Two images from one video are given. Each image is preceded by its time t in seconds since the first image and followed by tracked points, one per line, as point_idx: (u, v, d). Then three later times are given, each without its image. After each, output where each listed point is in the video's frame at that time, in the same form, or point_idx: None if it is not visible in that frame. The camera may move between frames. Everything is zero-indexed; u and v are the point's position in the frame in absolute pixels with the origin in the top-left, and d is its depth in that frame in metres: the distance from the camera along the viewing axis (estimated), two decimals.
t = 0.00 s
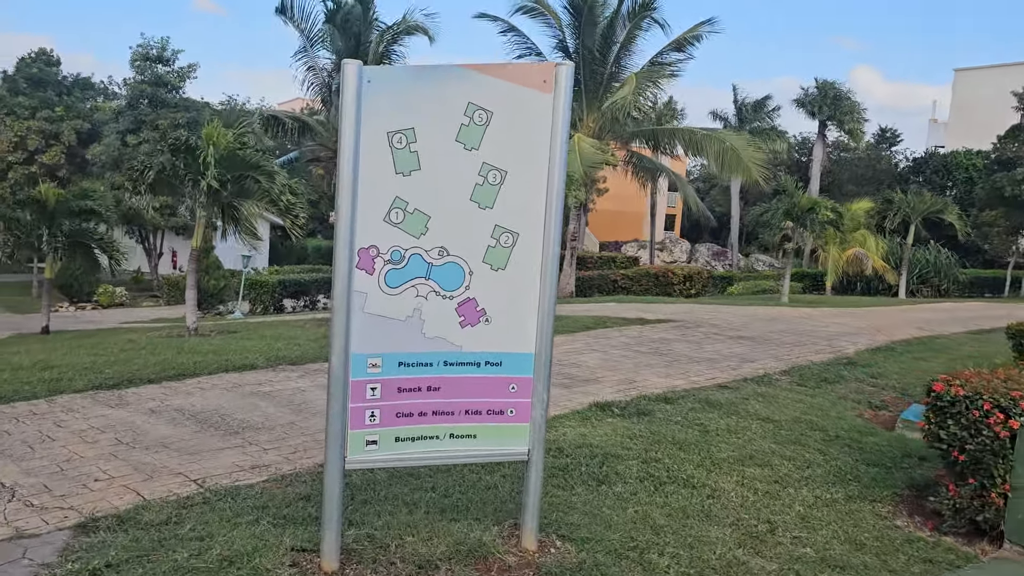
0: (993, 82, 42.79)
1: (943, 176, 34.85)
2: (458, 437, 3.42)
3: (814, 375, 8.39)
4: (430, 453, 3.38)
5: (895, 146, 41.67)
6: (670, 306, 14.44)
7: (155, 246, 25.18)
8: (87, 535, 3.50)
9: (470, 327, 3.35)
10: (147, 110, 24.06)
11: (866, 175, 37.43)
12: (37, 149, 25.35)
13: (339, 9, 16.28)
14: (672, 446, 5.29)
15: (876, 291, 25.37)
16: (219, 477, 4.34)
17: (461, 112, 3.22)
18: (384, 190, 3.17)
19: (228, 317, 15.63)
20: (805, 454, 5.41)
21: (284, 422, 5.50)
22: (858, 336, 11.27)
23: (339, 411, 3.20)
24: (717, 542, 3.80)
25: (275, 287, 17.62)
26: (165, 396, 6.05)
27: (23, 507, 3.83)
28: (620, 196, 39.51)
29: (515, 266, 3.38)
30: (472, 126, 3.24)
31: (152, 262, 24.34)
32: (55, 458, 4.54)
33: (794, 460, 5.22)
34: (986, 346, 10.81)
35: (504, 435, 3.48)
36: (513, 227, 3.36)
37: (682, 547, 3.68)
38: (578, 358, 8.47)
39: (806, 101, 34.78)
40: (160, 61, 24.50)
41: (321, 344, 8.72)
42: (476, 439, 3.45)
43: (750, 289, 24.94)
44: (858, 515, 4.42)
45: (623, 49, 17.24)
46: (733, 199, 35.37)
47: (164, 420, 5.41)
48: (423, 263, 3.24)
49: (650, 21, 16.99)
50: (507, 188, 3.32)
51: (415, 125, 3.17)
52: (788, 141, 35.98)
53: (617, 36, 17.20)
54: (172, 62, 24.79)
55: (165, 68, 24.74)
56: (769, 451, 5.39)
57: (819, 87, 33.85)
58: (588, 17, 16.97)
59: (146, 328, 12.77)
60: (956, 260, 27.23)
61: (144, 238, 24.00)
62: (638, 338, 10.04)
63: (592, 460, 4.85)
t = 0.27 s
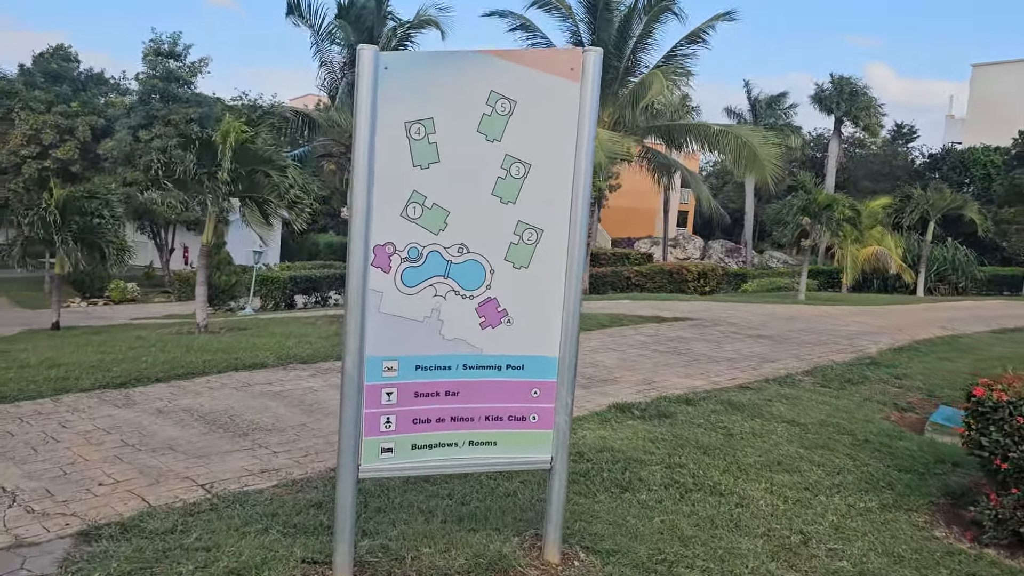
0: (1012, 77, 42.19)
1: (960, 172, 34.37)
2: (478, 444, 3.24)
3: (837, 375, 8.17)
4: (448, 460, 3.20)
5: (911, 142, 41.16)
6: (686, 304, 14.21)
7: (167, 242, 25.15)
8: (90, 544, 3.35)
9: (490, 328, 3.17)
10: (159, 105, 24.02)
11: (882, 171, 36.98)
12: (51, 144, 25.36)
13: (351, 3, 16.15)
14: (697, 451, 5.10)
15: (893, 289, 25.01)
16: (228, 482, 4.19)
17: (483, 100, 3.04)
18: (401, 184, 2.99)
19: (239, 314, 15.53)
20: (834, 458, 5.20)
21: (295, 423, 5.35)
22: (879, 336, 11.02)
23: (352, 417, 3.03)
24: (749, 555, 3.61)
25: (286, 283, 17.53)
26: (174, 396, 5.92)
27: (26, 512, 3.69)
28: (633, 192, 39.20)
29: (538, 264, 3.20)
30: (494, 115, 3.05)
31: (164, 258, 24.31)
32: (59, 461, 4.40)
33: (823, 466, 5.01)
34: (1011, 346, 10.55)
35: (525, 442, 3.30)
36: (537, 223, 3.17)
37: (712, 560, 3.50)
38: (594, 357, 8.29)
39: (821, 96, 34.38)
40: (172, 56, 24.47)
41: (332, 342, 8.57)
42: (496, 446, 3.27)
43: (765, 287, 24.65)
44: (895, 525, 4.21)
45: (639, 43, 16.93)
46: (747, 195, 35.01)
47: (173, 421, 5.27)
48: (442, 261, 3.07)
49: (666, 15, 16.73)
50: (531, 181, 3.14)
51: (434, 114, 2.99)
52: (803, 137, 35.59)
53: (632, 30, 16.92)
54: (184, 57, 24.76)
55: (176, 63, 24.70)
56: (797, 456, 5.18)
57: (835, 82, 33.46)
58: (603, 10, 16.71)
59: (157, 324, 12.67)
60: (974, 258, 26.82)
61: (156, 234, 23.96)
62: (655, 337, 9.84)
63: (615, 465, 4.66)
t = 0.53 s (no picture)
0: None
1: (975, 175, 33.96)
2: (494, 455, 3.06)
3: (858, 381, 7.94)
4: (461, 473, 3.02)
5: (926, 144, 40.71)
6: (700, 308, 13.97)
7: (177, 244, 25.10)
8: (85, 558, 3.19)
9: (506, 332, 2.98)
10: (169, 107, 24.01)
11: (896, 174, 36.58)
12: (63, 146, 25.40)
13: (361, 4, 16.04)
14: (719, 460, 4.90)
15: (909, 293, 24.65)
16: (230, 491, 4.03)
17: (500, 90, 2.86)
18: (411, 179, 2.82)
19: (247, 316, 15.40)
20: (862, 468, 4.98)
21: (301, 430, 5.18)
22: (900, 341, 10.76)
23: (360, 426, 2.85)
24: (779, 573, 3.41)
25: (295, 286, 17.43)
26: (178, 401, 5.76)
27: (19, 523, 3.53)
28: (644, 194, 38.96)
29: (558, 264, 3.01)
30: (511, 105, 2.87)
31: (174, 260, 24.25)
32: (56, 469, 4.25)
33: (852, 477, 4.78)
34: None
35: (543, 453, 3.11)
36: (556, 220, 2.99)
37: None
38: (608, 362, 8.08)
39: (835, 98, 34.06)
40: (182, 58, 24.50)
41: (341, 345, 8.41)
42: (512, 458, 3.08)
43: (779, 291, 24.34)
44: (932, 539, 3.99)
45: (654, 43, 16.65)
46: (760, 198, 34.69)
47: (176, 426, 5.11)
48: (455, 261, 2.89)
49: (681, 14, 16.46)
50: (550, 175, 2.96)
51: (447, 104, 2.81)
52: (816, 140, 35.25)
53: (645, 30, 16.71)
54: (193, 59, 24.77)
55: (186, 65, 24.72)
56: (823, 465, 4.96)
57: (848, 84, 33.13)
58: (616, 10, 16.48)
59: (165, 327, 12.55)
60: (992, 262, 26.42)
61: (166, 237, 23.91)
62: (670, 341, 9.62)
63: (634, 475, 4.46)
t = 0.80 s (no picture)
0: None
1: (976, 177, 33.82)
2: (499, 469, 2.90)
3: (868, 386, 7.78)
4: (464, 487, 2.86)
5: (927, 146, 40.58)
6: (703, 311, 13.81)
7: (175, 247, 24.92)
8: None
9: (513, 339, 2.83)
10: (166, 109, 23.90)
11: (897, 176, 36.45)
12: (60, 149, 25.26)
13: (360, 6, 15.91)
14: (731, 470, 4.74)
15: (912, 295, 24.49)
16: (224, 505, 3.86)
17: (506, 83, 2.71)
18: (413, 178, 2.66)
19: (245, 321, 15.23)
20: (877, 478, 4.82)
21: (297, 439, 5.01)
22: (907, 345, 10.60)
23: (359, 440, 2.69)
24: None
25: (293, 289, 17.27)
26: (172, 409, 5.59)
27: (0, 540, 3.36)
28: (644, 197, 38.82)
29: (567, 267, 2.86)
30: (518, 99, 2.72)
31: (172, 264, 24.08)
32: (44, 480, 4.09)
33: (867, 487, 4.63)
34: None
35: (550, 466, 2.96)
36: (565, 221, 2.84)
37: None
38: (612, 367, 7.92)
39: (835, 100, 33.94)
40: (179, 60, 24.47)
41: (339, 350, 8.24)
42: (519, 472, 2.92)
43: (780, 294, 24.18)
44: (955, 553, 3.82)
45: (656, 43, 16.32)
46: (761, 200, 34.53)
47: (169, 436, 4.94)
48: (458, 264, 2.73)
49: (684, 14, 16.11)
50: (559, 173, 2.81)
51: (450, 99, 2.66)
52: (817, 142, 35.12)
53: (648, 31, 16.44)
54: (191, 61, 24.75)
55: (183, 67, 24.71)
56: (837, 476, 4.80)
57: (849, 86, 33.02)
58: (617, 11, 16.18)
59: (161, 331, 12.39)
60: (994, 264, 26.26)
61: (164, 240, 23.73)
62: (675, 345, 9.46)
63: (644, 486, 4.30)
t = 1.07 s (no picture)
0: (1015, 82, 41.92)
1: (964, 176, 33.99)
2: (496, 478, 2.77)
3: (863, 387, 7.70)
4: (459, 498, 2.73)
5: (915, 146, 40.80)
6: (694, 311, 13.72)
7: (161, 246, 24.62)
8: None
9: (510, 343, 2.70)
10: (152, 107, 23.60)
11: (885, 175, 36.60)
12: (44, 146, 24.89)
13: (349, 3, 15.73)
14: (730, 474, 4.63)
15: (901, 294, 24.55)
16: (207, 513, 3.71)
17: (503, 74, 2.57)
18: (404, 173, 2.52)
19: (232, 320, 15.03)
20: (878, 482, 4.72)
21: (283, 444, 4.86)
22: (900, 344, 10.54)
23: (348, 449, 2.55)
24: None
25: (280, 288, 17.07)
26: (155, 413, 5.43)
27: None
28: (634, 195, 38.80)
29: (566, 267, 2.72)
30: (515, 90, 2.58)
31: (158, 262, 23.79)
32: (18, 489, 3.92)
33: (869, 492, 4.53)
34: None
35: (548, 475, 2.83)
36: (564, 219, 2.71)
37: None
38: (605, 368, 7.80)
39: (824, 100, 34.03)
40: (164, 57, 24.11)
41: (328, 351, 8.09)
42: (516, 481, 2.80)
43: (770, 293, 24.18)
44: (962, 560, 3.72)
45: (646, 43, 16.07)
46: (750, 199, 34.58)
47: (150, 441, 4.78)
48: (453, 263, 2.60)
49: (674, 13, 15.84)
50: (559, 169, 2.67)
51: (444, 90, 2.52)
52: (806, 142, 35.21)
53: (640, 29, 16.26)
54: (176, 58, 24.35)
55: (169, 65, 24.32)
56: (838, 479, 4.70)
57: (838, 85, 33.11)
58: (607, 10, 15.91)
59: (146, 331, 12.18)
60: (982, 264, 26.39)
61: (150, 238, 23.44)
62: (668, 345, 9.36)
63: (642, 492, 4.19)
